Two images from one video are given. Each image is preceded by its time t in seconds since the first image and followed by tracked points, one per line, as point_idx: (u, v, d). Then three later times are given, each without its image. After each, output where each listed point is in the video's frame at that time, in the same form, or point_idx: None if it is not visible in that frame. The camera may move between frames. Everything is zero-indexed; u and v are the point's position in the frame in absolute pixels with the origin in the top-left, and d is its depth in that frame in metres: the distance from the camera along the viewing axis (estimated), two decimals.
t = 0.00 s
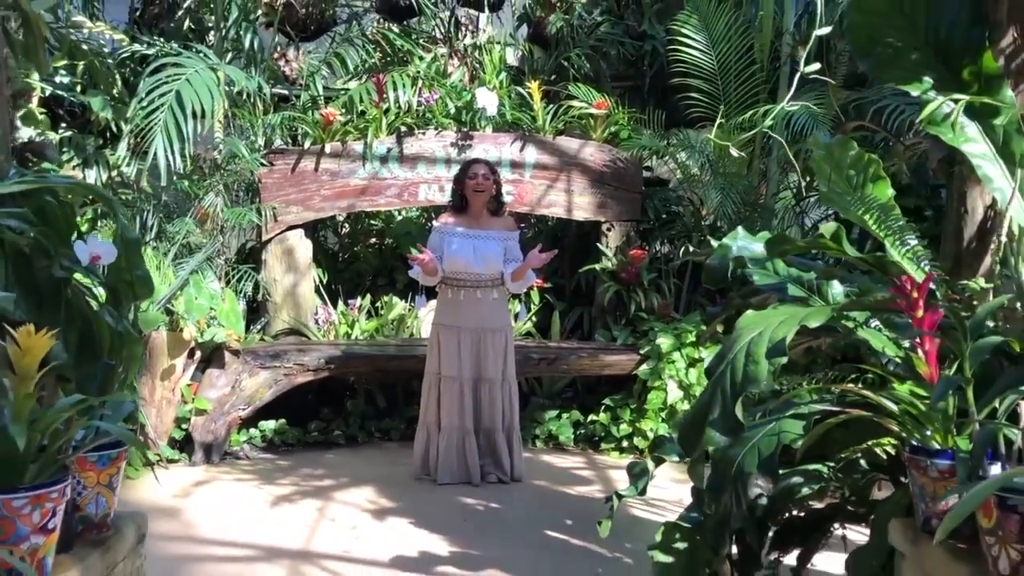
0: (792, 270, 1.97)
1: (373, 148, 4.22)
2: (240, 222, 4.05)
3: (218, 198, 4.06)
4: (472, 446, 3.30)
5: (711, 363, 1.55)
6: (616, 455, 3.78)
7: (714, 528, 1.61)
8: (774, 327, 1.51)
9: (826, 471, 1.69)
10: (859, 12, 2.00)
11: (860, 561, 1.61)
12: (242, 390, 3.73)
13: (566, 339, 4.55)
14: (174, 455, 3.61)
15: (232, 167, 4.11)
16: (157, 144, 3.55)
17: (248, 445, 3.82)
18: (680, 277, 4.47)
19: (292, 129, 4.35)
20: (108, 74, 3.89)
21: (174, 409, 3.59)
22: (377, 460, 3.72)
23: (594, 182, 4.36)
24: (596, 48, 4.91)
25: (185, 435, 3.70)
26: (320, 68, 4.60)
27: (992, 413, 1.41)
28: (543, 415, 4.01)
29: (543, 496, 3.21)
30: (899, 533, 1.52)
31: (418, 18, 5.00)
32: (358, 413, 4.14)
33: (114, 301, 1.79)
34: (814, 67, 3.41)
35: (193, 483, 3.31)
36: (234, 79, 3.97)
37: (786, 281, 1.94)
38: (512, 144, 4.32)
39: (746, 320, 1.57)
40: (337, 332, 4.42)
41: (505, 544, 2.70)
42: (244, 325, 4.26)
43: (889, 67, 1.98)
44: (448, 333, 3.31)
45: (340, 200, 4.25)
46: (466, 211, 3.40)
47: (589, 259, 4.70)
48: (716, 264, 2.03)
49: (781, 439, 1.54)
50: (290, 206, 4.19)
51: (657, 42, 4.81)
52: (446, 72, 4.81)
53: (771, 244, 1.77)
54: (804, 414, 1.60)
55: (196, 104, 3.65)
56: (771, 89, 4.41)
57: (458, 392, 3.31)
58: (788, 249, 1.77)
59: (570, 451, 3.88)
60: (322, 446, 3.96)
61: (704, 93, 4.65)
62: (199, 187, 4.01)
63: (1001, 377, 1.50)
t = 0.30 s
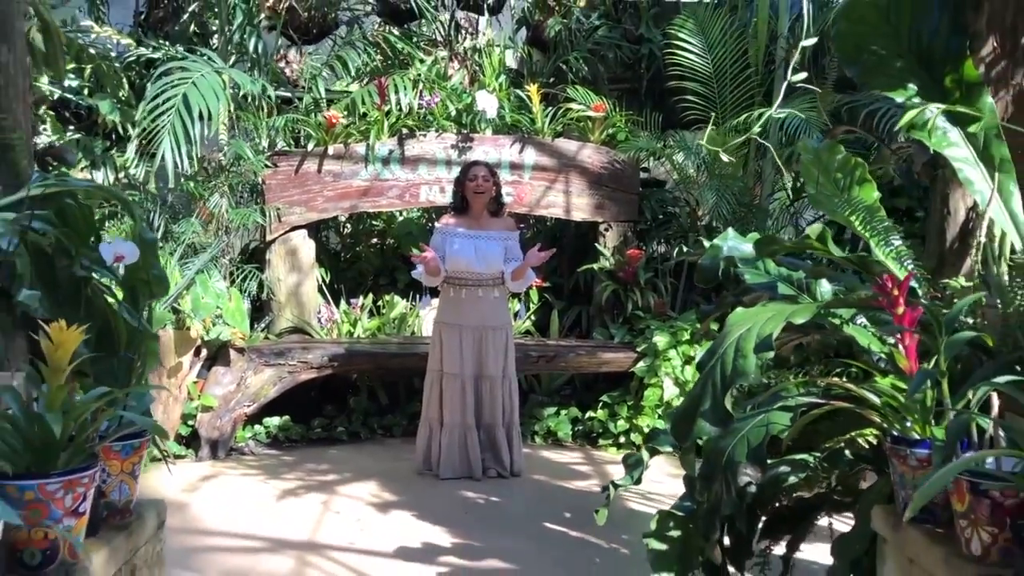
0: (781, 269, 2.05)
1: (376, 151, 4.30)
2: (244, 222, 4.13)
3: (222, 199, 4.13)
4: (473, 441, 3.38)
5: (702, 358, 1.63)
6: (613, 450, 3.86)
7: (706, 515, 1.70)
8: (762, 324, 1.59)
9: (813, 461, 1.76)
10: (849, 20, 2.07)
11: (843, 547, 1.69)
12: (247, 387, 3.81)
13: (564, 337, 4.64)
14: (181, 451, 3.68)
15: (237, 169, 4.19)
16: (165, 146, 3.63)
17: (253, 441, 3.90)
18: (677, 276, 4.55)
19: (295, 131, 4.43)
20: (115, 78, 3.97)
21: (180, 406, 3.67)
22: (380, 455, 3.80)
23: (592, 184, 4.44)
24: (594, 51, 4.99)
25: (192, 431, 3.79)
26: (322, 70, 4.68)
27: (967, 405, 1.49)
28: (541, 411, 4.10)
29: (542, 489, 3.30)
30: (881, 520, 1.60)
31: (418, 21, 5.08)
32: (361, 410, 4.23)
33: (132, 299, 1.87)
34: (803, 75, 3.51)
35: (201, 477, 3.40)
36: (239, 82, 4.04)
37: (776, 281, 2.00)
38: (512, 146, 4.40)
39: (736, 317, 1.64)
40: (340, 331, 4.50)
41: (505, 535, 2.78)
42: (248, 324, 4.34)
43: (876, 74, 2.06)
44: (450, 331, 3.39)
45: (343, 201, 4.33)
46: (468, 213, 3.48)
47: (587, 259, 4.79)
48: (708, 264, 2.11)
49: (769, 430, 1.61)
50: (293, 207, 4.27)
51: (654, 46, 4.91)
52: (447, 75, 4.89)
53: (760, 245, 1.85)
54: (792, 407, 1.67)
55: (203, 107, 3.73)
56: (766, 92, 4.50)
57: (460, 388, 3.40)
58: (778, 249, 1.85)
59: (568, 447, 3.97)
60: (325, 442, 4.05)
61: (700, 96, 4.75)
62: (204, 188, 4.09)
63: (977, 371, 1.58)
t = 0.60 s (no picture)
0: (771, 268, 2.12)
1: (376, 152, 4.38)
2: (247, 222, 4.21)
3: (226, 200, 4.19)
4: (472, 436, 3.46)
5: (691, 353, 1.70)
6: (609, 446, 3.94)
7: (696, 504, 1.77)
8: (747, 319, 1.66)
9: (797, 451, 1.84)
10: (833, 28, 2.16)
11: (827, 533, 1.76)
12: (250, 384, 3.89)
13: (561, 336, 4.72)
14: (184, 446, 3.75)
15: (240, 170, 4.26)
16: (170, 148, 3.71)
17: (256, 437, 3.97)
18: (672, 276, 4.63)
19: (297, 133, 4.50)
20: (120, 80, 4.04)
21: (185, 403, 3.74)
22: (380, 451, 3.88)
23: (589, 185, 4.52)
24: (591, 54, 5.07)
25: (196, 428, 3.83)
26: (323, 73, 4.77)
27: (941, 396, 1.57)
28: (539, 408, 4.18)
29: (539, 484, 3.37)
30: (861, 506, 1.68)
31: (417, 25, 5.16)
32: (362, 407, 4.31)
33: (145, 297, 1.88)
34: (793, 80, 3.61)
35: (206, 472, 3.47)
36: (243, 85, 4.12)
37: (764, 280, 2.08)
38: (510, 147, 4.47)
39: (723, 314, 1.72)
40: (341, 329, 4.58)
41: (503, 527, 2.86)
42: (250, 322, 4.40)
43: (861, 80, 2.13)
44: (449, 329, 3.47)
45: (343, 202, 4.40)
46: (467, 213, 3.56)
47: (584, 258, 4.86)
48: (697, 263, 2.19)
49: (754, 422, 1.69)
50: (295, 208, 4.35)
51: (649, 49, 5.00)
52: (446, 78, 4.97)
53: (746, 245, 1.93)
54: (777, 399, 1.74)
55: (208, 109, 3.80)
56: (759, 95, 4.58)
57: (459, 385, 3.48)
58: (764, 249, 1.93)
59: (565, 443, 4.04)
60: (326, 438, 4.12)
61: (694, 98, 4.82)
62: (207, 189, 4.17)
63: (953, 364, 1.65)
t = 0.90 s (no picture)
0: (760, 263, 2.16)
1: (375, 152, 4.44)
2: (248, 221, 4.28)
3: (226, 199, 4.25)
4: (469, 430, 3.53)
5: (679, 345, 1.77)
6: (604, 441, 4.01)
7: (684, 490, 1.84)
8: (732, 312, 1.73)
9: (781, 439, 1.90)
10: (819, 31, 2.25)
11: (809, 518, 1.83)
12: (251, 380, 3.95)
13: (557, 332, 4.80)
14: (186, 441, 3.81)
15: (240, 169, 4.33)
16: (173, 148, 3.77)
17: (257, 432, 4.04)
18: (667, 274, 4.69)
19: (297, 132, 4.57)
20: (122, 80, 4.10)
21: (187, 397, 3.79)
22: (380, 445, 3.94)
23: (585, 184, 4.58)
24: (587, 55, 5.14)
25: (197, 423, 3.88)
26: (323, 73, 4.84)
27: (916, 385, 1.64)
28: (535, 404, 4.24)
29: (534, 477, 3.44)
30: (843, 493, 1.74)
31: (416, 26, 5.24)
32: (361, 403, 4.37)
33: (151, 291, 1.95)
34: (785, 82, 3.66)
35: (207, 466, 3.53)
36: (244, 85, 4.18)
37: (753, 275, 2.12)
38: (507, 147, 4.54)
39: (709, 306, 1.78)
40: (340, 326, 4.65)
41: (499, 518, 2.92)
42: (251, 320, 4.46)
43: (845, 82, 2.19)
44: (447, 325, 3.54)
45: (343, 201, 4.46)
46: (465, 212, 3.63)
47: (580, 256, 4.93)
48: (685, 258, 2.24)
49: (738, 411, 1.76)
50: (296, 207, 4.41)
51: (645, 50, 5.06)
52: (444, 78, 5.04)
53: (732, 240, 2.00)
54: (761, 389, 1.81)
55: (209, 109, 3.86)
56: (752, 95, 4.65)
57: (457, 379, 3.56)
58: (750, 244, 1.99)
59: (561, 438, 4.11)
60: (326, 433, 4.19)
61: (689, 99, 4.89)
62: (209, 187, 4.22)
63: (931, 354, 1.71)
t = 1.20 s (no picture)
0: (749, 262, 2.23)
1: (375, 152, 4.51)
2: (251, 221, 4.35)
3: (229, 199, 4.34)
4: (467, 425, 3.60)
5: (667, 338, 1.84)
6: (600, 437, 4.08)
7: (673, 478, 1.91)
8: (719, 306, 1.80)
9: (767, 430, 1.98)
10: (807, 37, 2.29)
11: (794, 506, 1.90)
12: (253, 376, 4.01)
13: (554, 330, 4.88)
14: (190, 436, 3.88)
15: (243, 170, 4.40)
16: (177, 148, 3.84)
17: (259, 428, 4.11)
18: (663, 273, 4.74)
19: (299, 133, 4.64)
20: (126, 82, 4.17)
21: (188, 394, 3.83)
22: (379, 441, 4.01)
23: (581, 185, 4.65)
24: (584, 57, 5.22)
25: (200, 419, 3.96)
26: (323, 75, 4.92)
27: (895, 375, 1.71)
28: (532, 400, 4.31)
29: (531, 471, 3.50)
30: (827, 482, 1.81)
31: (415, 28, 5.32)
32: (361, 399, 4.45)
33: (159, 287, 2.01)
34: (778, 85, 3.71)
35: (211, 461, 3.60)
36: (246, 87, 4.25)
37: (741, 273, 2.19)
38: (505, 148, 4.61)
39: (698, 302, 1.85)
40: (341, 324, 4.73)
41: (497, 511, 2.99)
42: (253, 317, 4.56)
43: (831, 85, 2.26)
44: (447, 322, 3.62)
45: (343, 201, 4.53)
46: (463, 212, 3.71)
47: (578, 255, 5.01)
48: (674, 255, 2.32)
49: (725, 403, 1.83)
50: (297, 206, 4.48)
51: (641, 52, 5.15)
52: (444, 80, 5.11)
53: (720, 238, 2.07)
54: (747, 381, 1.88)
55: (213, 110, 3.93)
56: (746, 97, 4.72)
57: (455, 375, 3.63)
58: (738, 242, 2.06)
59: (558, 434, 4.18)
60: (327, 429, 4.26)
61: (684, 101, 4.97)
62: (212, 188, 4.32)
63: (911, 346, 1.78)
